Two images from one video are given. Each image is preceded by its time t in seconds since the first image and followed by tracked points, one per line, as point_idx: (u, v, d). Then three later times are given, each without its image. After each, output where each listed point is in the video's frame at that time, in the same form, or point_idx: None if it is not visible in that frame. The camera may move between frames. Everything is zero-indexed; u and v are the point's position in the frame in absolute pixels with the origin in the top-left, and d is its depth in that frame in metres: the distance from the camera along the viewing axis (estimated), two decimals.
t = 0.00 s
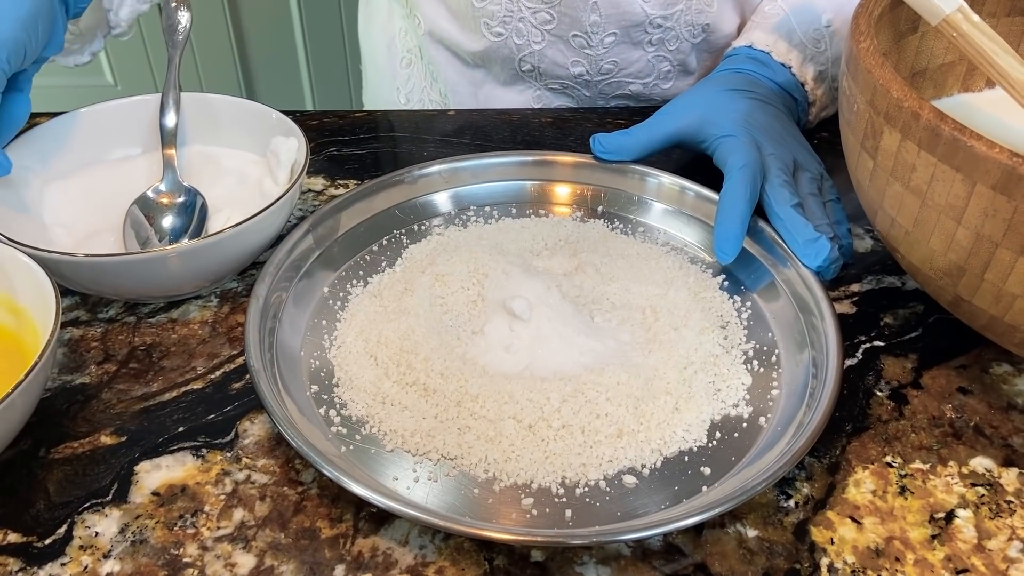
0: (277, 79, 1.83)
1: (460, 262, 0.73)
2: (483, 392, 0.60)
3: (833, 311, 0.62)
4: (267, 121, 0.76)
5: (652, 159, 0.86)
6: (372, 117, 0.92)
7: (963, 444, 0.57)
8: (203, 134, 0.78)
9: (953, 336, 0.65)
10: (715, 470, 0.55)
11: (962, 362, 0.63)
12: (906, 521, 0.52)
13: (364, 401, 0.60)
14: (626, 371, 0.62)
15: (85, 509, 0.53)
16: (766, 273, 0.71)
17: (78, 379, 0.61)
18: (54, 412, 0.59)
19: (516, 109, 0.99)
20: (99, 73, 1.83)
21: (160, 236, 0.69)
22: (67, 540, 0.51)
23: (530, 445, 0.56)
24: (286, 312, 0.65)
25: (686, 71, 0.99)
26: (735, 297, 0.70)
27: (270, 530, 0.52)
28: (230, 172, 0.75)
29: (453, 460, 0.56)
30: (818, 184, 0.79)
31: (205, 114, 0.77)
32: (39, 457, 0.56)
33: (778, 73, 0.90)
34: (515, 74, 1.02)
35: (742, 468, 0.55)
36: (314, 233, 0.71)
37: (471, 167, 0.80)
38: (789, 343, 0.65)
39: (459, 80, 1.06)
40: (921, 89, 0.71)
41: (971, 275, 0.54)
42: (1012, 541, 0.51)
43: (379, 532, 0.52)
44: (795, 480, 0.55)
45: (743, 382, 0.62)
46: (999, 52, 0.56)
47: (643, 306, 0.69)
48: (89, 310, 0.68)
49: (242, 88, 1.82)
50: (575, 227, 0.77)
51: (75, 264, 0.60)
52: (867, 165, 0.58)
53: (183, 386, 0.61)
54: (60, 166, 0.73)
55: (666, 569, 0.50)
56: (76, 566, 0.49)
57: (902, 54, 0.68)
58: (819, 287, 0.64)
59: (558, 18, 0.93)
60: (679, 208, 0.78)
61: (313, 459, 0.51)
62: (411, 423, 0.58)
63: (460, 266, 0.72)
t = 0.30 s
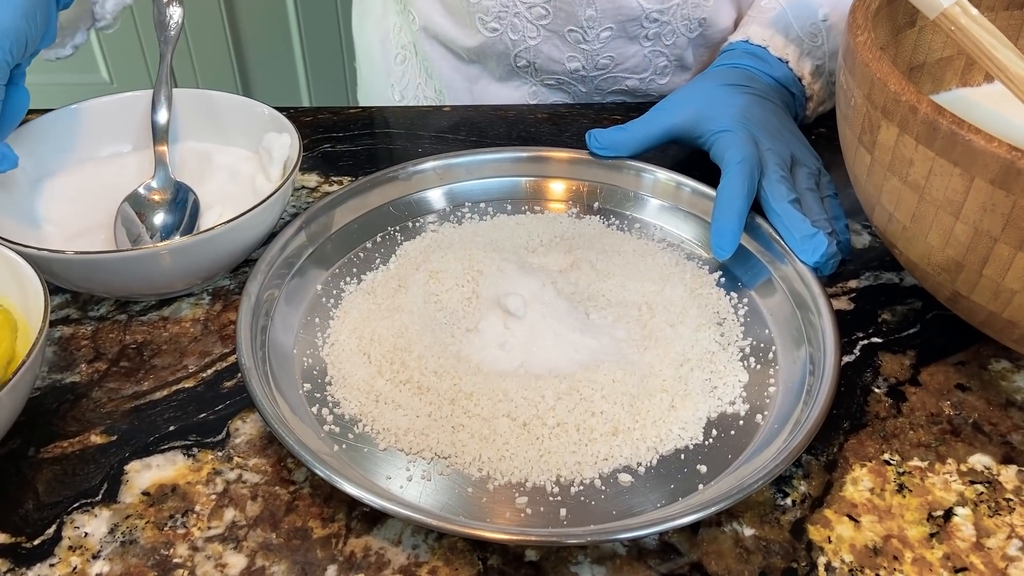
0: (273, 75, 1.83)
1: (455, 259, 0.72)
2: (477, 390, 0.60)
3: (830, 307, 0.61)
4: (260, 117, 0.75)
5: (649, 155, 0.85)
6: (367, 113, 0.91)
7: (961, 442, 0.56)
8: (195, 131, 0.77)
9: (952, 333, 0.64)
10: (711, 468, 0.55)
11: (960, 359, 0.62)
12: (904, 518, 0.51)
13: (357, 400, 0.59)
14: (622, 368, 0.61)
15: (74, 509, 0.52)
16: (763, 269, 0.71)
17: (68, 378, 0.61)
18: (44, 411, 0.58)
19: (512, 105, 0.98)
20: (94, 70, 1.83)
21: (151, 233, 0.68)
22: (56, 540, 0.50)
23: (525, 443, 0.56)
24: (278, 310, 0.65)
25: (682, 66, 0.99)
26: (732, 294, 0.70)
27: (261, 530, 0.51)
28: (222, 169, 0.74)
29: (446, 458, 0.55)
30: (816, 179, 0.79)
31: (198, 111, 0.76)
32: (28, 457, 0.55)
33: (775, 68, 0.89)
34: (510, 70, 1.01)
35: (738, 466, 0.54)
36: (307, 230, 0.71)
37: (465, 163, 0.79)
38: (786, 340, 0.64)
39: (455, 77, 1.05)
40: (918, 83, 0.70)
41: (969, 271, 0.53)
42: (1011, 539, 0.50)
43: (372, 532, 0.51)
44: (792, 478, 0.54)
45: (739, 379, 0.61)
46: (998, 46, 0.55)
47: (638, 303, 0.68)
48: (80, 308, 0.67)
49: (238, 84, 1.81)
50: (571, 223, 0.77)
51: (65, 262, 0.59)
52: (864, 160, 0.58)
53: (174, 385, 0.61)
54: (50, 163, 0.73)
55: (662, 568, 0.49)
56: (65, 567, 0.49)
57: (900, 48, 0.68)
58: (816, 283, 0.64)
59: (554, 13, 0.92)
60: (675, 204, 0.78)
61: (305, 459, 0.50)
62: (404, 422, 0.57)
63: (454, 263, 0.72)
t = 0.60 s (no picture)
0: (270, 71, 1.82)
1: (451, 257, 0.72)
2: (473, 389, 0.59)
3: (829, 304, 0.61)
4: (254, 114, 0.75)
5: (646, 152, 0.85)
6: (363, 110, 0.91)
7: (961, 440, 0.56)
8: (190, 129, 0.76)
9: (951, 330, 0.64)
10: (709, 467, 0.54)
11: (960, 356, 0.62)
12: (904, 518, 0.51)
13: (352, 399, 0.58)
14: (619, 367, 0.61)
15: (66, 510, 0.52)
16: (762, 267, 0.70)
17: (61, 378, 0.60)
18: (36, 412, 0.58)
19: (509, 102, 0.98)
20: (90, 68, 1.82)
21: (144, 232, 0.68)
22: (48, 542, 0.50)
23: (521, 443, 0.55)
24: (272, 309, 0.64)
25: (680, 62, 0.98)
26: (730, 292, 0.69)
27: (255, 531, 0.51)
28: (216, 167, 0.74)
29: (442, 458, 0.55)
30: (814, 175, 0.78)
31: (194, 108, 0.76)
32: (20, 458, 0.55)
33: (773, 64, 0.89)
34: (507, 65, 1.00)
35: (737, 465, 0.54)
36: (301, 229, 0.70)
37: (461, 160, 0.78)
38: (784, 338, 0.64)
39: (451, 73, 1.05)
40: (918, 79, 0.70)
41: (969, 268, 0.53)
42: (1011, 538, 0.50)
43: (367, 533, 0.51)
44: (790, 477, 0.54)
45: (738, 377, 0.61)
46: (998, 40, 0.54)
47: (636, 301, 0.68)
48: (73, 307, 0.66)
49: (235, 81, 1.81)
50: (568, 221, 0.76)
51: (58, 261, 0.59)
52: (863, 157, 0.57)
53: (168, 385, 0.60)
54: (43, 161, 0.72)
55: (659, 568, 0.49)
56: (57, 569, 0.48)
57: (899, 43, 0.67)
58: (815, 281, 0.63)
59: (551, 8, 0.91)
60: (672, 201, 0.77)
61: (300, 460, 0.49)
62: (400, 421, 0.57)
63: (450, 261, 0.71)
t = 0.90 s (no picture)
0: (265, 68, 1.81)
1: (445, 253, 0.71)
2: (467, 387, 0.59)
3: (826, 300, 0.60)
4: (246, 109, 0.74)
5: (642, 147, 0.84)
6: (357, 105, 0.90)
7: (959, 436, 0.55)
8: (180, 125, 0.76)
9: (949, 326, 0.64)
10: (705, 464, 0.54)
11: (958, 352, 0.61)
12: (901, 514, 0.51)
13: (344, 396, 0.58)
14: (614, 363, 0.61)
15: (55, 509, 0.51)
16: (758, 262, 0.70)
17: (51, 376, 0.60)
18: (24, 410, 0.57)
19: (504, 97, 0.97)
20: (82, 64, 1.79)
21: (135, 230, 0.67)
22: (36, 542, 0.49)
23: (515, 440, 0.55)
24: (264, 305, 0.63)
25: (676, 55, 0.98)
26: (727, 287, 0.69)
27: (245, 530, 0.50)
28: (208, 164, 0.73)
29: (436, 456, 0.54)
30: (812, 170, 0.78)
31: (183, 102, 0.75)
32: (9, 457, 0.54)
33: (770, 58, 0.88)
34: (503, 58, 0.99)
35: (732, 462, 0.53)
36: (294, 225, 0.69)
37: (456, 156, 0.78)
38: (781, 334, 0.63)
39: (446, 65, 1.04)
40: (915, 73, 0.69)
41: (967, 263, 0.52)
42: (1010, 535, 0.49)
43: (359, 532, 0.50)
44: (787, 474, 0.53)
45: (734, 374, 0.60)
46: (996, 34, 0.53)
47: (631, 297, 0.67)
48: (63, 304, 0.66)
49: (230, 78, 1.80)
50: (563, 216, 0.76)
51: (47, 259, 0.58)
52: (860, 150, 0.57)
53: (158, 382, 0.60)
54: (32, 158, 0.71)
55: (654, 567, 0.48)
56: (45, 569, 0.48)
57: (896, 37, 0.66)
58: (812, 276, 0.63)
59: None
60: (668, 196, 0.76)
61: (291, 458, 0.49)
62: (392, 419, 0.56)
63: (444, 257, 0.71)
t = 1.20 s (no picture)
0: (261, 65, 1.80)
1: (436, 250, 0.71)
2: (458, 385, 0.58)
3: (819, 296, 0.60)
4: (236, 106, 0.73)
5: (636, 143, 0.84)
6: (350, 102, 0.90)
7: (953, 433, 0.55)
8: (171, 122, 0.75)
9: (943, 322, 0.63)
10: (697, 463, 0.53)
11: (952, 349, 0.61)
12: (895, 512, 0.50)
13: (334, 395, 0.57)
14: (606, 361, 0.61)
15: (40, 510, 0.50)
16: (752, 259, 0.70)
17: (37, 375, 0.59)
18: (10, 410, 0.56)
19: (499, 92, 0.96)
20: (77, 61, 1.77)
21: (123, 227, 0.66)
22: (21, 542, 0.49)
23: (506, 438, 0.54)
24: (253, 304, 0.63)
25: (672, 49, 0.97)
26: (720, 284, 0.68)
27: (232, 530, 0.50)
28: (198, 162, 0.73)
29: (426, 455, 0.54)
30: (806, 166, 0.77)
31: (172, 98, 0.74)
32: None
33: (765, 53, 0.88)
34: (500, 52, 0.99)
35: (725, 460, 0.53)
36: (284, 222, 0.69)
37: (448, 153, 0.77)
38: (774, 331, 0.63)
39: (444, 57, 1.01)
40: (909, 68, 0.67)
41: (961, 259, 0.52)
42: (1004, 533, 0.49)
43: (347, 531, 0.50)
44: (779, 472, 0.53)
45: (726, 371, 0.60)
46: (989, 27, 0.53)
47: (624, 294, 0.67)
48: (50, 303, 0.65)
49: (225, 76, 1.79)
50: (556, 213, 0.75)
51: (34, 257, 0.58)
52: (853, 145, 0.56)
53: (146, 381, 0.59)
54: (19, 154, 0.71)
55: (646, 566, 0.48)
56: (29, 570, 0.47)
57: (890, 32, 0.66)
58: (806, 273, 0.62)
59: None
60: (661, 192, 0.76)
61: (279, 458, 0.48)
62: (382, 418, 0.56)
63: (435, 255, 0.71)
